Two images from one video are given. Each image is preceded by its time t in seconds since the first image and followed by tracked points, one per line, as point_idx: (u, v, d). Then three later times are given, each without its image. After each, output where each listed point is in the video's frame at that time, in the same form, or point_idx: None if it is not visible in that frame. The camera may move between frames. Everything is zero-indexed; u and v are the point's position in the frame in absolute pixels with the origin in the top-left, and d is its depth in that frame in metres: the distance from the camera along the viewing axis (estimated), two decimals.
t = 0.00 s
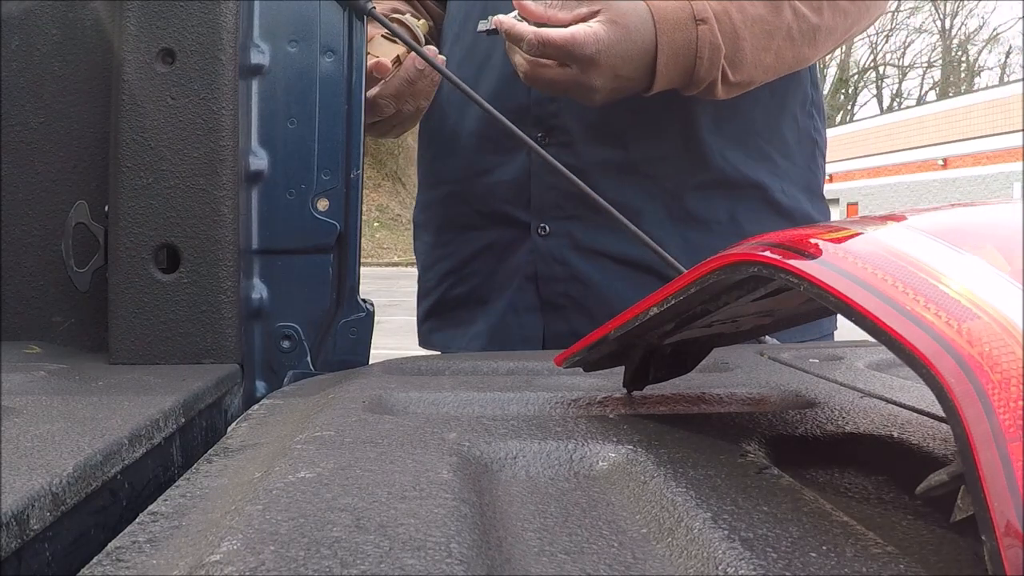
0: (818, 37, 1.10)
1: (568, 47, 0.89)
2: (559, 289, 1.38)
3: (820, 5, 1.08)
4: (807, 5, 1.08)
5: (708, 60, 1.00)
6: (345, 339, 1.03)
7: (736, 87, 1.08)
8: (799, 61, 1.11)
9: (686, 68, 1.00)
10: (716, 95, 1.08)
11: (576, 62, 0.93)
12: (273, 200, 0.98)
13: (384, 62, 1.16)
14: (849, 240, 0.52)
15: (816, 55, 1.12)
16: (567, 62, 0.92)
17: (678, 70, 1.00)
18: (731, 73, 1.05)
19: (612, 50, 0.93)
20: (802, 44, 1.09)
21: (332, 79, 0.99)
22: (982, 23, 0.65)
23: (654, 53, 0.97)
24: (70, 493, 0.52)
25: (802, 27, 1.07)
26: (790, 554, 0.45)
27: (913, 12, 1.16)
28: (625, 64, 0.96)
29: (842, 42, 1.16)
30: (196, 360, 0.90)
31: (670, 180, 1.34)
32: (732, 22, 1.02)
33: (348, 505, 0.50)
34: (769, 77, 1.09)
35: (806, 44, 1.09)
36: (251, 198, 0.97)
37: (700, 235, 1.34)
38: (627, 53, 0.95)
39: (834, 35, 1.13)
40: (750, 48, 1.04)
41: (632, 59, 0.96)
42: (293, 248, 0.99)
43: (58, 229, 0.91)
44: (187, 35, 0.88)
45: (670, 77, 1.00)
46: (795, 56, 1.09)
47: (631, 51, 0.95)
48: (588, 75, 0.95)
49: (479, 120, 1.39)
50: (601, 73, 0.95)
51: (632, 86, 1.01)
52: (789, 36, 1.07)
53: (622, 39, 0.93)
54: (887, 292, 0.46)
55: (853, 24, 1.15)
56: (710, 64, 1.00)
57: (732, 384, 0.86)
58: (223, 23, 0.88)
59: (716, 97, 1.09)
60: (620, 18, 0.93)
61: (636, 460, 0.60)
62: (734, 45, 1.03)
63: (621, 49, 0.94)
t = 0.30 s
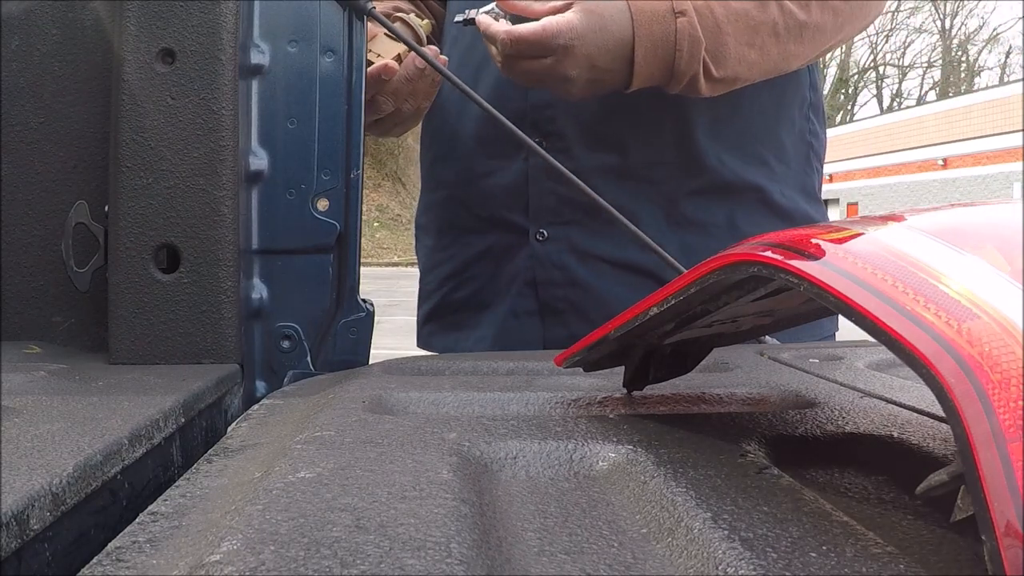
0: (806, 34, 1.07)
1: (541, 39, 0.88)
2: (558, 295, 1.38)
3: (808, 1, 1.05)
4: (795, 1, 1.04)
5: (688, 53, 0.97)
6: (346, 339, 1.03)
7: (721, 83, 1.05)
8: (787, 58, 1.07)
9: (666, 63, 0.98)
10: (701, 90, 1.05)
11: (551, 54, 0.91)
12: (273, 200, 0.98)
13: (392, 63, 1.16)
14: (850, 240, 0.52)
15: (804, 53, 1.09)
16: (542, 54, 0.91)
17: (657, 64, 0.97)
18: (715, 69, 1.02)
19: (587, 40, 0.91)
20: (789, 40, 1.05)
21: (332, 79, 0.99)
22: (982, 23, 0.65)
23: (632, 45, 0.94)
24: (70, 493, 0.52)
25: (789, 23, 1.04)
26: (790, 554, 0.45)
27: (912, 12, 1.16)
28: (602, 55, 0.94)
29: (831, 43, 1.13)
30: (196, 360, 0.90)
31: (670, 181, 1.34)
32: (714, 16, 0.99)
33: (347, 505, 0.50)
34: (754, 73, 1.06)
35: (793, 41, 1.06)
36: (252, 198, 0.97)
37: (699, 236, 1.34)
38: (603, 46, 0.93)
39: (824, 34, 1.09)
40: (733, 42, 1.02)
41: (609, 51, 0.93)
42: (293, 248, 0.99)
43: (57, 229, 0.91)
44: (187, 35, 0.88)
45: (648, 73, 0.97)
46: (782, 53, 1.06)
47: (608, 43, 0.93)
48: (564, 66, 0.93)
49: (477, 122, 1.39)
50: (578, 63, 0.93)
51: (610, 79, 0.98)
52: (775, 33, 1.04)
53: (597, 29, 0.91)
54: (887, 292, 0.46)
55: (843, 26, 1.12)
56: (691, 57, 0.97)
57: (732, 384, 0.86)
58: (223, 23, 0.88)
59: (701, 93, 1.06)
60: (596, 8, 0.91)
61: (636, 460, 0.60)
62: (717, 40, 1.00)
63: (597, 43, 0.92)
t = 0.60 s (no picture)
0: (804, 33, 1.06)
1: (534, 30, 0.88)
2: (557, 297, 1.39)
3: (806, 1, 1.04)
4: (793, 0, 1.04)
5: (681, 52, 0.97)
6: (346, 338, 1.03)
7: (716, 82, 1.04)
8: (784, 58, 1.07)
9: (659, 62, 0.97)
10: (696, 90, 1.04)
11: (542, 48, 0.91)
12: (272, 200, 0.98)
13: (403, 50, 1.18)
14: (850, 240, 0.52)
15: (802, 53, 1.08)
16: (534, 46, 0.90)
17: (649, 64, 0.97)
18: (708, 68, 1.01)
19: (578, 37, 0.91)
20: (786, 40, 1.05)
21: (332, 79, 0.99)
22: (981, 23, 0.65)
23: (624, 44, 0.94)
24: (70, 493, 0.52)
25: (785, 22, 1.03)
26: (790, 554, 0.45)
27: (913, 12, 1.16)
28: (594, 53, 0.94)
29: (830, 43, 1.12)
30: (196, 360, 0.90)
31: (670, 181, 1.34)
32: (708, 16, 0.98)
33: (347, 505, 0.50)
34: (750, 73, 1.05)
35: (790, 40, 1.05)
36: (252, 198, 0.97)
37: (699, 236, 1.34)
38: (593, 45, 0.93)
39: (823, 33, 1.08)
40: (728, 42, 1.01)
41: (600, 49, 0.94)
42: (293, 248, 0.99)
43: (57, 229, 0.91)
44: (187, 35, 0.87)
45: (641, 70, 0.97)
46: (779, 53, 1.06)
47: (600, 40, 0.93)
48: (557, 64, 0.93)
49: (478, 123, 1.39)
50: (568, 61, 0.93)
51: (603, 79, 0.98)
52: (771, 33, 1.03)
53: (586, 26, 0.91)
54: (887, 292, 0.46)
55: (844, 27, 1.11)
56: (683, 56, 0.97)
57: (732, 384, 0.86)
58: (223, 23, 0.88)
59: (696, 93, 1.05)
60: (591, 8, 0.92)
61: (636, 460, 0.60)
62: (711, 39, 0.99)
63: (588, 40, 0.92)
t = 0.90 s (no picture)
0: (795, 18, 1.05)
1: (519, 19, 0.91)
2: (562, 296, 1.38)
3: None
4: None
5: (668, 27, 0.96)
6: (345, 339, 1.03)
7: (702, 62, 1.03)
8: (774, 42, 1.06)
9: (644, 38, 0.97)
10: (683, 68, 1.03)
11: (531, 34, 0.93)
12: (273, 200, 0.98)
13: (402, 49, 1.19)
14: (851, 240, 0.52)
15: (794, 38, 1.07)
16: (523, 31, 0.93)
17: (635, 38, 0.96)
18: (696, 46, 1.00)
19: (568, 19, 0.92)
20: (776, 23, 1.04)
21: (332, 79, 0.99)
22: (982, 24, 0.65)
23: (611, 20, 0.94)
24: (70, 493, 0.52)
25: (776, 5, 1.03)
26: (790, 554, 0.45)
27: (913, 12, 1.16)
28: (584, 31, 0.94)
29: (824, 36, 1.10)
30: (196, 360, 0.90)
31: (671, 181, 1.34)
32: None
33: (347, 505, 0.50)
34: (739, 54, 1.05)
35: (782, 24, 1.05)
36: (252, 198, 0.97)
37: (700, 236, 1.34)
38: (584, 22, 0.94)
39: (817, 22, 1.07)
40: (717, 21, 1.00)
41: (591, 26, 0.94)
42: (294, 248, 0.99)
43: (57, 229, 0.91)
44: (187, 35, 0.87)
45: (627, 45, 0.97)
46: (769, 36, 1.05)
47: (590, 17, 0.94)
48: (545, 46, 0.94)
49: (479, 123, 1.39)
50: (559, 41, 0.94)
51: (591, 55, 0.98)
52: (761, 14, 1.03)
53: (577, 8, 0.93)
54: (887, 292, 0.46)
55: (842, 18, 1.09)
56: (670, 32, 0.97)
57: (732, 384, 0.86)
58: (223, 23, 0.88)
59: (683, 72, 1.04)
60: None
61: (636, 460, 0.60)
62: (700, 17, 0.99)
63: (577, 17, 0.93)
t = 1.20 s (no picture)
0: (791, 13, 1.05)
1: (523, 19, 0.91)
2: (563, 296, 1.38)
3: None
4: None
5: (664, 21, 0.96)
6: (346, 339, 1.03)
7: (697, 56, 1.04)
8: (771, 38, 1.06)
9: (641, 34, 0.97)
10: (678, 64, 1.03)
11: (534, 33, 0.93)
12: (273, 200, 0.98)
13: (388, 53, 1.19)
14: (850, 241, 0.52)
15: (791, 34, 1.07)
16: (527, 32, 0.92)
17: (632, 33, 0.97)
18: (690, 41, 1.01)
19: (570, 16, 0.93)
20: (770, 18, 1.05)
21: (332, 80, 0.99)
22: (982, 23, 0.65)
23: (608, 17, 0.95)
24: (70, 493, 0.52)
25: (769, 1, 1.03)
26: (790, 554, 0.45)
27: (913, 12, 1.16)
28: (586, 28, 0.95)
29: (822, 31, 1.10)
30: (196, 360, 0.90)
31: (671, 181, 1.34)
32: None
33: (347, 505, 0.50)
34: (733, 49, 1.05)
35: (776, 19, 1.05)
36: (252, 198, 0.97)
37: (701, 236, 1.34)
38: (585, 18, 0.94)
39: (815, 19, 1.07)
40: (710, 16, 1.01)
41: (592, 23, 0.95)
42: (294, 248, 0.99)
43: (57, 229, 0.91)
44: (187, 35, 0.87)
45: (624, 42, 0.97)
46: (764, 31, 1.05)
47: (590, 13, 0.94)
48: (551, 45, 0.94)
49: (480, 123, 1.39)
50: (563, 39, 0.94)
51: (590, 54, 0.98)
52: (754, 10, 1.03)
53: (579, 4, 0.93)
54: (887, 292, 0.46)
55: (840, 15, 1.09)
56: (666, 25, 0.97)
57: (731, 384, 0.86)
58: (223, 23, 0.88)
59: (679, 68, 1.04)
60: None
61: (636, 460, 0.60)
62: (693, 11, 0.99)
63: (577, 14, 0.93)
